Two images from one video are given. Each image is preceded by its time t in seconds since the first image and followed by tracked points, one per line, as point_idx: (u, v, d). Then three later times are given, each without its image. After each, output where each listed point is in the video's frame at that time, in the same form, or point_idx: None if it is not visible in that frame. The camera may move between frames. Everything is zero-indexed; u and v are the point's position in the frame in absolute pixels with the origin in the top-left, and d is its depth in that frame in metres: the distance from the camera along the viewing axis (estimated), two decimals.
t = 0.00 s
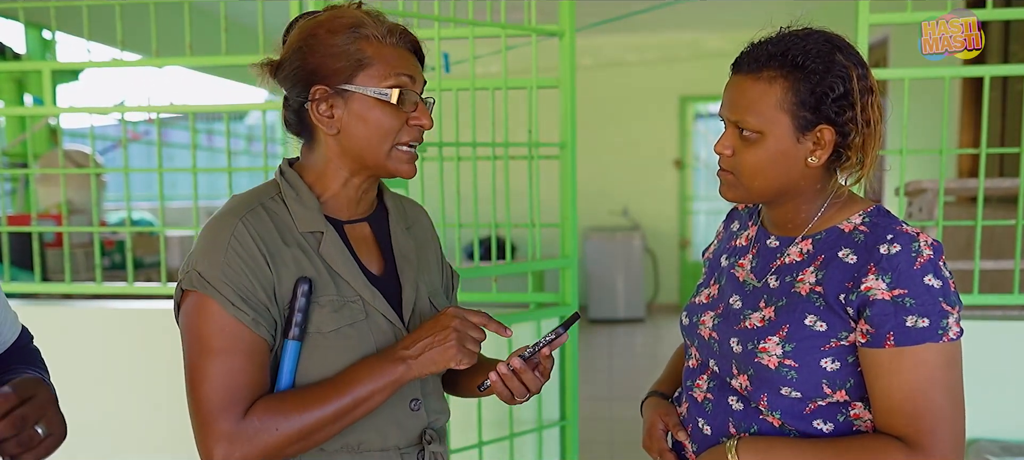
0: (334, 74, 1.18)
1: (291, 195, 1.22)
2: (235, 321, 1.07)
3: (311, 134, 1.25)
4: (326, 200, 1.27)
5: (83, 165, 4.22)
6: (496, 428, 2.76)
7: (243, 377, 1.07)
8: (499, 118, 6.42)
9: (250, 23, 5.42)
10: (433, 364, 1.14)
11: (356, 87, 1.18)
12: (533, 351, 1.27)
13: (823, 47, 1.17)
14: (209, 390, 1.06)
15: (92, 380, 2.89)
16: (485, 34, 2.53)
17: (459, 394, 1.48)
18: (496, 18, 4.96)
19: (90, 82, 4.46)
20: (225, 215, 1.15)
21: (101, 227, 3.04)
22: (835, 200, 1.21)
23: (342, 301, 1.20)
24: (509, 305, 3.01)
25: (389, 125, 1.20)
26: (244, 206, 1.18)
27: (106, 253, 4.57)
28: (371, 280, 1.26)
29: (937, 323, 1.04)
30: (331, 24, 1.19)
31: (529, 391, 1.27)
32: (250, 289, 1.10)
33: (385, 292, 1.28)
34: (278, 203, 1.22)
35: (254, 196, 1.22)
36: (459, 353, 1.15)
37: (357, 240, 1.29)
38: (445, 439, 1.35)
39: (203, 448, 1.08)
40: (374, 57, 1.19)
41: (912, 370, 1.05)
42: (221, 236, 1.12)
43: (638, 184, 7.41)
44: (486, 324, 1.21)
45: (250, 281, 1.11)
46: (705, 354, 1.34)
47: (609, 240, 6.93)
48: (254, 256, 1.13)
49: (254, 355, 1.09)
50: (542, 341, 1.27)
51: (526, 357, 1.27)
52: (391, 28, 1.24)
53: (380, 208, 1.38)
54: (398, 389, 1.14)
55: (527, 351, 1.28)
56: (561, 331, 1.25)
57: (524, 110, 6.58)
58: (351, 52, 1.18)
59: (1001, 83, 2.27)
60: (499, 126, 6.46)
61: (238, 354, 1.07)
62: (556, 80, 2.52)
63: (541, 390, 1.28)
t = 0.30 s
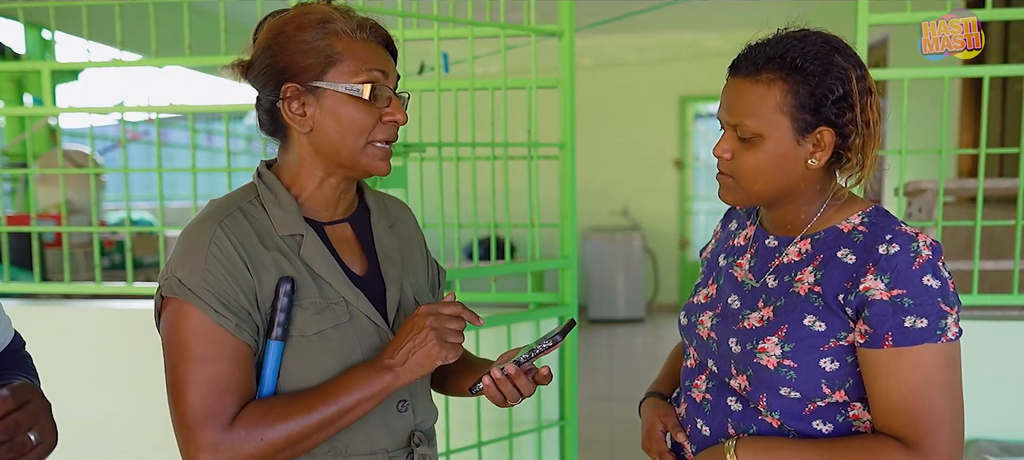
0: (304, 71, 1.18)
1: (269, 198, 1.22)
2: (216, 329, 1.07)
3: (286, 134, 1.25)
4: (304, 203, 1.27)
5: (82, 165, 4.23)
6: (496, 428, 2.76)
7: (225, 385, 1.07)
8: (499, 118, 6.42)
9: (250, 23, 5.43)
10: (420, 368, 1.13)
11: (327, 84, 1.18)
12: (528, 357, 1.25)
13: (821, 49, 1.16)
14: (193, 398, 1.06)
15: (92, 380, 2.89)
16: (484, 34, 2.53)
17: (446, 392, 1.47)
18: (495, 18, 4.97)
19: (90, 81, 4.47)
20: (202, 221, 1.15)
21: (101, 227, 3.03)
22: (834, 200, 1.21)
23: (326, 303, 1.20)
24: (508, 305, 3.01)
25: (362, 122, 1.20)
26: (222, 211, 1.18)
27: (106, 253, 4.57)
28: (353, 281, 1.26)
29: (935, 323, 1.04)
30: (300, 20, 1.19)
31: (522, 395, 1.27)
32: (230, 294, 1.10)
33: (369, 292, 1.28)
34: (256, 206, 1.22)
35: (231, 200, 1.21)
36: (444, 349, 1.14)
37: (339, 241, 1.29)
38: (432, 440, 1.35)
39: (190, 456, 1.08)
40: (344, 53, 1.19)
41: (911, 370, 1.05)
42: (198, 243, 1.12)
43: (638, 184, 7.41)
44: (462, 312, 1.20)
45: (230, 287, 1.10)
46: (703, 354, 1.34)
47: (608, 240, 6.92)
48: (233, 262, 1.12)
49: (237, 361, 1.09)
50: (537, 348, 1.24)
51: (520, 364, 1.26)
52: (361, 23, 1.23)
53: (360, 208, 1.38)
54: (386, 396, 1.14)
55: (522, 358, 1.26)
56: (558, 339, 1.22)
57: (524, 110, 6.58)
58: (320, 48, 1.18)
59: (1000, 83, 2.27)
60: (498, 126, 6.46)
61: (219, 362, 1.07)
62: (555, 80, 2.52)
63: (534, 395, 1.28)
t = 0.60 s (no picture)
0: (292, 74, 1.18)
1: (254, 200, 1.23)
2: (197, 330, 1.07)
3: (272, 136, 1.26)
4: (289, 206, 1.28)
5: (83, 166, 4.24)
6: (495, 429, 2.76)
7: (207, 386, 1.08)
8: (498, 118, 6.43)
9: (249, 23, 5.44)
10: (405, 366, 1.14)
11: (314, 87, 1.18)
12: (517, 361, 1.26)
13: (824, 54, 1.17)
14: (175, 400, 1.06)
15: (91, 381, 2.89)
16: (484, 35, 2.53)
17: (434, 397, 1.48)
18: (495, 18, 4.98)
19: (91, 82, 4.48)
20: (183, 223, 1.15)
21: (101, 227, 3.03)
22: (835, 204, 1.22)
23: (309, 305, 1.20)
24: (508, 305, 3.01)
25: (349, 126, 1.20)
26: (204, 213, 1.18)
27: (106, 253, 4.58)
28: (338, 282, 1.26)
29: (935, 330, 1.04)
30: (288, 23, 1.19)
31: (512, 400, 1.27)
32: (211, 296, 1.10)
33: (353, 294, 1.28)
34: (239, 208, 1.22)
35: (214, 202, 1.22)
36: (428, 348, 1.15)
37: (323, 243, 1.29)
38: (420, 443, 1.35)
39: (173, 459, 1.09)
40: (332, 56, 1.19)
41: (909, 376, 1.05)
42: (179, 245, 1.12)
43: (638, 185, 7.41)
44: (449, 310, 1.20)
45: (211, 289, 1.10)
46: (701, 356, 1.34)
47: (608, 241, 6.93)
48: (215, 265, 1.13)
49: (219, 364, 1.09)
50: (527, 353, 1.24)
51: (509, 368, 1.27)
52: (349, 26, 1.24)
53: (347, 211, 1.38)
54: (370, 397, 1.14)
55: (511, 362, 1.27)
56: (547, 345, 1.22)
57: (523, 111, 6.59)
58: (308, 51, 1.18)
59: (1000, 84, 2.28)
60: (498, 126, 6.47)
61: (200, 364, 1.07)
62: (554, 81, 2.52)
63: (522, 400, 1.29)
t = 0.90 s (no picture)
0: (277, 79, 1.19)
1: (252, 202, 1.23)
2: (197, 329, 1.07)
3: (269, 142, 1.27)
4: (287, 208, 1.28)
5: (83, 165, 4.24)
6: (494, 429, 2.77)
7: (206, 385, 1.08)
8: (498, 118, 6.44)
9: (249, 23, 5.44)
10: (410, 361, 1.14)
11: (301, 86, 1.18)
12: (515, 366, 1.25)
13: (841, 53, 1.17)
14: (174, 400, 1.07)
15: (91, 380, 2.90)
16: (483, 35, 2.53)
17: (432, 398, 1.49)
18: (494, 18, 4.98)
19: (90, 82, 4.49)
20: (182, 223, 1.15)
21: (101, 227, 3.02)
22: (837, 207, 1.21)
23: (306, 309, 1.21)
24: (507, 305, 3.01)
25: (344, 119, 1.21)
26: (202, 213, 1.18)
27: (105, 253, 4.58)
28: (333, 285, 1.27)
29: (936, 337, 1.05)
30: (260, 30, 1.19)
31: (508, 404, 1.28)
32: (211, 296, 1.10)
33: (350, 297, 1.29)
34: (237, 210, 1.23)
35: (213, 203, 1.22)
36: (433, 341, 1.16)
37: (321, 246, 1.30)
38: (416, 444, 1.35)
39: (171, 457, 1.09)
40: (310, 52, 1.19)
41: (909, 383, 1.06)
42: (178, 244, 1.12)
43: (637, 185, 7.41)
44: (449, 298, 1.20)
45: (211, 289, 1.11)
46: (701, 358, 1.34)
47: (608, 241, 6.93)
48: (214, 265, 1.13)
49: (218, 363, 1.09)
50: (526, 356, 1.24)
51: (507, 371, 1.27)
52: (321, 18, 1.23)
53: (346, 211, 1.39)
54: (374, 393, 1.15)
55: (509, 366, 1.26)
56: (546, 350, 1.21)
57: (523, 111, 6.60)
58: (286, 52, 1.18)
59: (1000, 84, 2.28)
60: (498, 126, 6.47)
61: (200, 363, 1.08)
62: (553, 81, 2.52)
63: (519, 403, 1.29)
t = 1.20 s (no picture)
0: (263, 81, 1.19)
1: (256, 202, 1.23)
2: (203, 330, 1.07)
3: (268, 146, 1.27)
4: (291, 207, 1.28)
5: (83, 166, 4.25)
6: (494, 429, 2.77)
7: (214, 385, 1.08)
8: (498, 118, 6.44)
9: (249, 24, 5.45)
10: (410, 349, 1.15)
11: (288, 84, 1.19)
12: (529, 345, 1.25)
13: (875, 61, 1.15)
14: (183, 400, 1.06)
15: (91, 380, 2.90)
16: (483, 36, 2.53)
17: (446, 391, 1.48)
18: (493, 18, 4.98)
19: (91, 82, 4.50)
20: (186, 223, 1.15)
21: (101, 228, 3.00)
22: (835, 213, 1.21)
23: (313, 308, 1.21)
24: (507, 305, 3.01)
25: (335, 109, 1.21)
26: (206, 214, 1.18)
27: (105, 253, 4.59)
28: (341, 285, 1.27)
29: (933, 335, 1.05)
30: (240, 35, 1.19)
31: (526, 384, 1.28)
32: (217, 296, 1.10)
33: (357, 298, 1.29)
34: (241, 210, 1.23)
35: (217, 203, 1.22)
36: (432, 328, 1.17)
37: (327, 245, 1.30)
38: (420, 445, 1.35)
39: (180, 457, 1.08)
40: (293, 49, 1.19)
41: (905, 379, 1.06)
42: (183, 244, 1.12)
43: (637, 185, 7.42)
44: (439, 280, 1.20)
45: (217, 289, 1.11)
46: (700, 355, 1.34)
47: (607, 241, 6.94)
48: (220, 266, 1.13)
49: (224, 364, 1.09)
50: (539, 334, 1.23)
51: (521, 353, 1.26)
52: (298, 13, 1.23)
53: (351, 210, 1.39)
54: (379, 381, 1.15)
55: (523, 346, 1.26)
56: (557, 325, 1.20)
57: (523, 111, 6.60)
58: (269, 53, 1.18)
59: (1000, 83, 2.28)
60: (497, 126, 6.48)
61: (207, 363, 1.07)
62: (553, 81, 2.52)
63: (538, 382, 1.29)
